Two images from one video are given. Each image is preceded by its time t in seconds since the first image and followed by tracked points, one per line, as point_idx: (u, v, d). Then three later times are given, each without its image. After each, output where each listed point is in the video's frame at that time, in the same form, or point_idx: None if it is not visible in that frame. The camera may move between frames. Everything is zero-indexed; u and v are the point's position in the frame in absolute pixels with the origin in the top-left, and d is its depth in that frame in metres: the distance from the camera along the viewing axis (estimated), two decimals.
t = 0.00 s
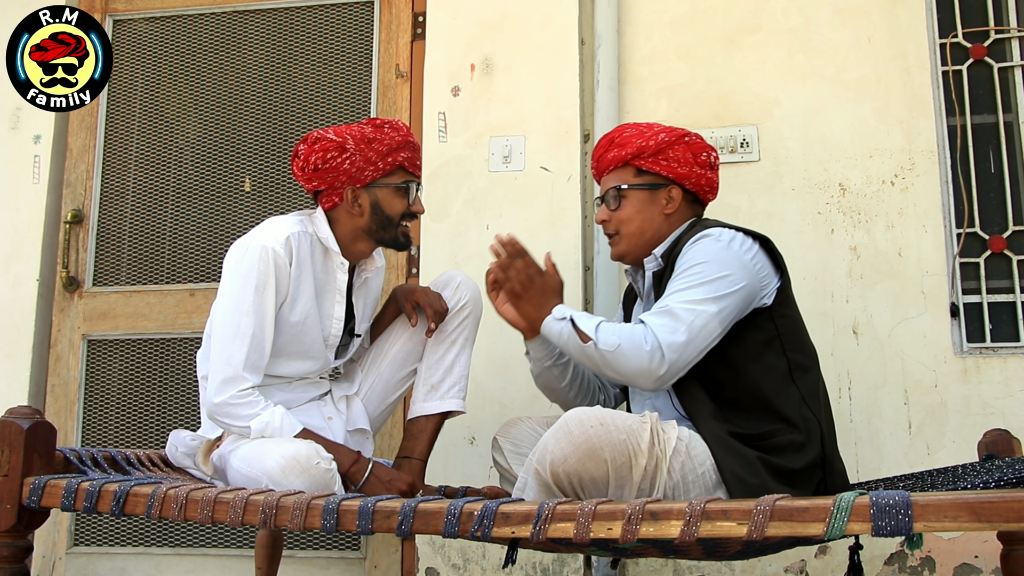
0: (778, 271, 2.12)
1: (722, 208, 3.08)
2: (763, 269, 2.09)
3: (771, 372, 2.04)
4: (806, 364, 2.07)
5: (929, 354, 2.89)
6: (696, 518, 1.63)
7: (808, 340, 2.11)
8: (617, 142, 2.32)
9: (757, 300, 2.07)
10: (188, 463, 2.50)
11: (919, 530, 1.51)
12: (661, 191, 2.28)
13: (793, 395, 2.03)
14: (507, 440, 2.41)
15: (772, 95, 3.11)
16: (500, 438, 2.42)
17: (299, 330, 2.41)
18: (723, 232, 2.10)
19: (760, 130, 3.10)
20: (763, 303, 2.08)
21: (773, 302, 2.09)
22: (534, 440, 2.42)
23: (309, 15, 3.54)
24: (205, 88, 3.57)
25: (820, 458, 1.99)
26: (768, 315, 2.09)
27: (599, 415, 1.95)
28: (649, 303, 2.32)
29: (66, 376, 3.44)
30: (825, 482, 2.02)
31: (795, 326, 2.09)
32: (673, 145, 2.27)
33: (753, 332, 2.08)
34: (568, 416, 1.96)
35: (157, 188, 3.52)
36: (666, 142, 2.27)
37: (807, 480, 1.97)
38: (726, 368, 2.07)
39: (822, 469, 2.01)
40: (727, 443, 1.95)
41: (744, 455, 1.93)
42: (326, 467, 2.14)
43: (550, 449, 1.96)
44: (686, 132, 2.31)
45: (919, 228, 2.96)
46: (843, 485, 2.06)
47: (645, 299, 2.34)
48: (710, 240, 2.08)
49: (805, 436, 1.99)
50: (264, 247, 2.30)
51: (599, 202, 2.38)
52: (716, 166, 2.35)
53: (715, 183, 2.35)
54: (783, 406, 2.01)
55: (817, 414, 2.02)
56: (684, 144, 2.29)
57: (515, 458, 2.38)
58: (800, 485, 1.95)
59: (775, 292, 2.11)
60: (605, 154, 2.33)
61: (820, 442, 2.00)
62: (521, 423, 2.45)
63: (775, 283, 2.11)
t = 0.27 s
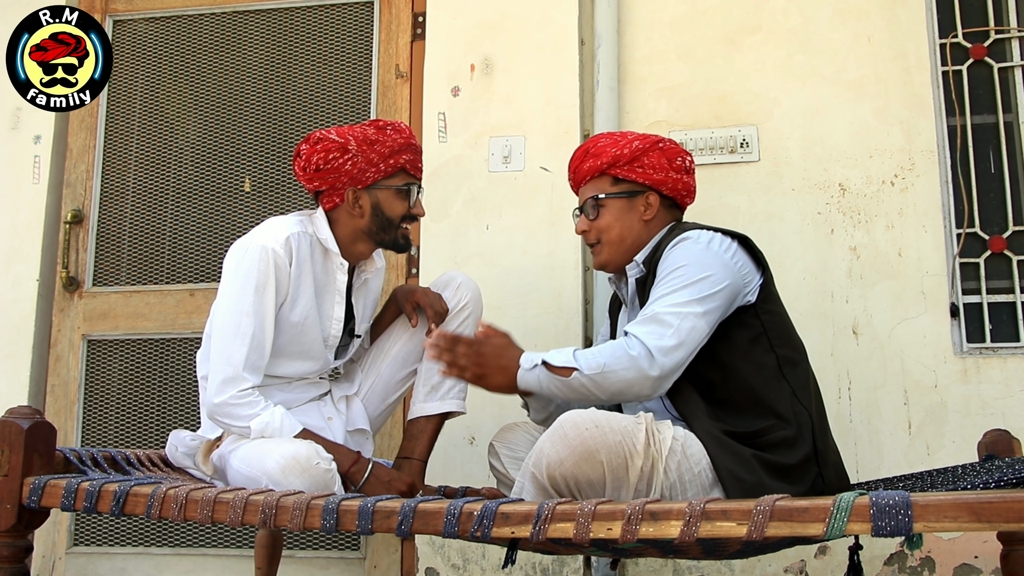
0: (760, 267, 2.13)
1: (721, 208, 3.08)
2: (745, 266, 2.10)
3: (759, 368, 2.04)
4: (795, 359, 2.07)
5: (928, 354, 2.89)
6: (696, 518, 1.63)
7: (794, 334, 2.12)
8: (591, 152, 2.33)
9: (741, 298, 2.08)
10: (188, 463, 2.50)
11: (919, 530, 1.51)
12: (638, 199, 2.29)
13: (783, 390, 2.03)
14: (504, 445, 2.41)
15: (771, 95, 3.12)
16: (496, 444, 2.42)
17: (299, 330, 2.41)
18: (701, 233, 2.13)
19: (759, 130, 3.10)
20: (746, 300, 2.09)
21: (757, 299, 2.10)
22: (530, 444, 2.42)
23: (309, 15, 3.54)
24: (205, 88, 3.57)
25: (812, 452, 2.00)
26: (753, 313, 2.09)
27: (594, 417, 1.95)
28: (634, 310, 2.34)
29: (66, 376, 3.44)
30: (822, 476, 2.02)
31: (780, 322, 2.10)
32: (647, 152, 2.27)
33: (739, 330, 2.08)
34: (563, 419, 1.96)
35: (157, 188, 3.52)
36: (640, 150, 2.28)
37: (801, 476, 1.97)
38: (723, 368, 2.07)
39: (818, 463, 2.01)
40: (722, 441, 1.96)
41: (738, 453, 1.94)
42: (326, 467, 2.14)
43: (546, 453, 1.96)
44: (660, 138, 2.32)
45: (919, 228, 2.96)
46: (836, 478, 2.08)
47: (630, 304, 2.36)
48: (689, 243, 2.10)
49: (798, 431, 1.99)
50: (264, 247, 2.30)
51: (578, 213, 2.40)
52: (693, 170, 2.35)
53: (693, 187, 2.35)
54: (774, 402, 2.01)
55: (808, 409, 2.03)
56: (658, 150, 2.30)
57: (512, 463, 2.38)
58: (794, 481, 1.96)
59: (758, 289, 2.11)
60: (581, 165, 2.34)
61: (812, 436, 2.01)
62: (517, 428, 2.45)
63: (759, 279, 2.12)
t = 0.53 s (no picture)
0: (760, 265, 2.14)
1: (720, 208, 3.08)
2: (746, 266, 2.11)
3: (758, 367, 2.05)
4: (793, 359, 2.07)
5: (927, 354, 2.89)
6: (695, 518, 1.63)
7: (792, 333, 2.12)
8: (585, 154, 2.34)
9: (740, 297, 2.09)
10: (187, 463, 2.50)
11: (917, 530, 1.51)
12: (633, 199, 2.30)
13: (782, 389, 2.03)
14: (504, 443, 2.42)
15: (770, 95, 3.12)
16: (494, 441, 2.42)
17: (298, 330, 2.40)
18: (702, 232, 2.13)
19: (759, 130, 3.10)
20: (746, 300, 2.09)
21: (757, 299, 2.10)
22: (529, 442, 2.42)
23: (308, 15, 3.54)
24: (204, 88, 3.57)
25: (811, 451, 2.00)
26: (752, 312, 2.10)
27: (594, 414, 1.94)
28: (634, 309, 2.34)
29: (64, 376, 3.44)
30: (822, 475, 2.01)
31: (780, 322, 2.10)
32: (640, 152, 2.28)
33: (737, 329, 2.09)
34: (563, 416, 1.94)
35: (156, 188, 3.52)
36: (634, 150, 2.28)
37: (801, 475, 1.97)
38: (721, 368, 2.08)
39: (817, 463, 2.01)
40: (721, 440, 1.96)
41: (738, 452, 1.94)
42: (325, 467, 2.14)
43: (547, 451, 1.95)
44: (653, 137, 2.32)
45: (918, 228, 2.96)
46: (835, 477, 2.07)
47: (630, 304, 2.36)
48: (692, 241, 2.11)
49: (797, 430, 1.99)
50: (263, 247, 2.29)
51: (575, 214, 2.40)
52: (688, 168, 2.35)
53: (688, 185, 2.35)
54: (773, 400, 2.02)
55: (807, 408, 2.03)
56: (652, 149, 2.30)
57: (511, 461, 2.39)
58: (793, 480, 1.96)
59: (758, 288, 2.12)
60: (575, 166, 2.35)
61: (812, 435, 2.01)
62: (516, 426, 2.44)
63: (759, 278, 2.13)
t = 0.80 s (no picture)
0: (767, 266, 2.14)
1: (720, 208, 3.08)
2: (756, 265, 2.12)
3: (764, 368, 2.05)
4: (798, 361, 2.07)
5: (927, 354, 2.89)
6: (694, 518, 1.63)
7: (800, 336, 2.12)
8: (593, 152, 2.34)
9: (749, 295, 2.10)
10: (187, 463, 2.50)
11: (917, 530, 1.51)
12: (641, 196, 2.30)
13: (786, 390, 2.03)
14: (504, 442, 2.41)
15: (770, 95, 3.12)
16: (496, 442, 2.41)
17: (297, 329, 2.40)
18: (714, 232, 2.11)
19: (758, 130, 3.10)
20: (753, 299, 2.10)
21: (763, 298, 2.11)
22: (529, 442, 2.43)
23: (308, 15, 3.54)
24: (204, 88, 3.57)
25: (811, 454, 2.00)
26: (760, 311, 2.10)
27: (595, 413, 1.95)
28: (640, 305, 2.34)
29: (64, 376, 3.44)
30: (820, 478, 2.02)
31: (787, 323, 2.10)
32: (648, 150, 2.28)
33: (746, 329, 2.10)
34: (564, 415, 1.96)
35: (156, 189, 3.51)
36: (641, 147, 2.29)
37: (801, 478, 1.97)
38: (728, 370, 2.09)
39: (817, 465, 2.01)
40: (723, 439, 1.96)
41: (741, 452, 1.94)
42: (325, 467, 2.14)
43: (547, 449, 1.96)
44: (661, 135, 2.33)
45: (917, 228, 2.96)
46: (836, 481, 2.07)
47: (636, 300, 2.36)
48: (705, 239, 2.09)
49: (799, 432, 1.99)
50: (261, 246, 2.30)
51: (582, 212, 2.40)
52: (695, 165, 2.36)
53: (695, 182, 2.36)
54: (777, 402, 2.02)
55: (810, 412, 2.03)
56: (660, 147, 2.31)
57: (511, 460, 2.38)
58: (794, 482, 1.96)
59: (767, 287, 2.13)
60: (583, 164, 2.36)
61: (813, 438, 2.01)
62: (517, 425, 2.45)
63: (768, 278, 2.13)
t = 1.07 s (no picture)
0: (772, 266, 2.15)
1: (719, 208, 3.08)
2: (760, 264, 2.12)
3: (765, 366, 2.05)
4: (799, 361, 2.07)
5: (926, 354, 2.89)
6: (694, 518, 1.63)
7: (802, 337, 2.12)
8: (598, 149, 2.35)
9: (753, 293, 2.10)
10: (186, 463, 2.50)
11: (916, 530, 1.51)
12: (645, 194, 2.30)
13: (786, 389, 2.03)
14: (504, 442, 2.41)
15: (769, 95, 3.12)
16: (495, 441, 2.41)
17: (295, 328, 2.41)
18: (721, 228, 2.11)
19: (758, 130, 3.10)
20: (758, 296, 2.11)
21: (768, 296, 2.12)
22: (528, 441, 2.43)
23: (308, 14, 3.54)
24: (204, 88, 3.56)
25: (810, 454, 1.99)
26: (763, 309, 2.11)
27: (595, 412, 1.95)
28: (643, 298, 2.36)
29: (63, 376, 3.44)
30: (820, 478, 2.01)
31: (789, 322, 2.10)
32: (652, 148, 2.29)
33: (748, 326, 2.10)
34: (563, 415, 1.95)
35: (155, 189, 3.51)
36: (646, 146, 2.29)
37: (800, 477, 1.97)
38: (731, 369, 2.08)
39: (816, 465, 2.00)
40: (723, 437, 1.96)
41: (740, 450, 1.94)
42: (324, 467, 2.14)
43: (547, 448, 1.95)
44: (666, 134, 2.34)
45: (917, 228, 2.96)
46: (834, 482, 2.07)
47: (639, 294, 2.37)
48: (710, 235, 2.10)
49: (798, 431, 1.99)
50: (259, 245, 2.30)
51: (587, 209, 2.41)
52: (699, 165, 2.36)
53: (699, 182, 2.36)
54: (777, 400, 2.02)
55: (809, 411, 2.02)
56: (663, 146, 2.32)
57: (511, 459, 2.38)
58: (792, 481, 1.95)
59: (770, 286, 2.13)
60: (588, 161, 2.36)
61: (812, 437, 2.01)
62: (515, 425, 2.46)
63: (772, 277, 2.13)
